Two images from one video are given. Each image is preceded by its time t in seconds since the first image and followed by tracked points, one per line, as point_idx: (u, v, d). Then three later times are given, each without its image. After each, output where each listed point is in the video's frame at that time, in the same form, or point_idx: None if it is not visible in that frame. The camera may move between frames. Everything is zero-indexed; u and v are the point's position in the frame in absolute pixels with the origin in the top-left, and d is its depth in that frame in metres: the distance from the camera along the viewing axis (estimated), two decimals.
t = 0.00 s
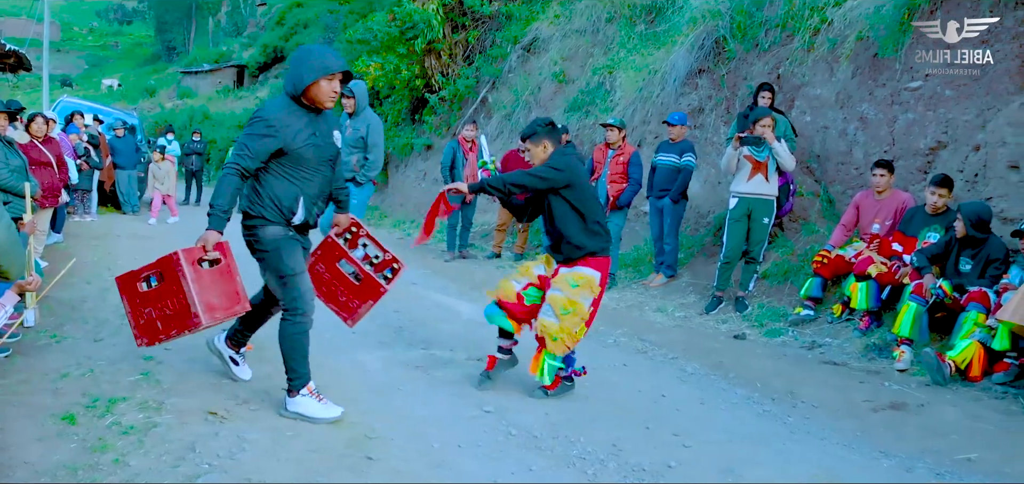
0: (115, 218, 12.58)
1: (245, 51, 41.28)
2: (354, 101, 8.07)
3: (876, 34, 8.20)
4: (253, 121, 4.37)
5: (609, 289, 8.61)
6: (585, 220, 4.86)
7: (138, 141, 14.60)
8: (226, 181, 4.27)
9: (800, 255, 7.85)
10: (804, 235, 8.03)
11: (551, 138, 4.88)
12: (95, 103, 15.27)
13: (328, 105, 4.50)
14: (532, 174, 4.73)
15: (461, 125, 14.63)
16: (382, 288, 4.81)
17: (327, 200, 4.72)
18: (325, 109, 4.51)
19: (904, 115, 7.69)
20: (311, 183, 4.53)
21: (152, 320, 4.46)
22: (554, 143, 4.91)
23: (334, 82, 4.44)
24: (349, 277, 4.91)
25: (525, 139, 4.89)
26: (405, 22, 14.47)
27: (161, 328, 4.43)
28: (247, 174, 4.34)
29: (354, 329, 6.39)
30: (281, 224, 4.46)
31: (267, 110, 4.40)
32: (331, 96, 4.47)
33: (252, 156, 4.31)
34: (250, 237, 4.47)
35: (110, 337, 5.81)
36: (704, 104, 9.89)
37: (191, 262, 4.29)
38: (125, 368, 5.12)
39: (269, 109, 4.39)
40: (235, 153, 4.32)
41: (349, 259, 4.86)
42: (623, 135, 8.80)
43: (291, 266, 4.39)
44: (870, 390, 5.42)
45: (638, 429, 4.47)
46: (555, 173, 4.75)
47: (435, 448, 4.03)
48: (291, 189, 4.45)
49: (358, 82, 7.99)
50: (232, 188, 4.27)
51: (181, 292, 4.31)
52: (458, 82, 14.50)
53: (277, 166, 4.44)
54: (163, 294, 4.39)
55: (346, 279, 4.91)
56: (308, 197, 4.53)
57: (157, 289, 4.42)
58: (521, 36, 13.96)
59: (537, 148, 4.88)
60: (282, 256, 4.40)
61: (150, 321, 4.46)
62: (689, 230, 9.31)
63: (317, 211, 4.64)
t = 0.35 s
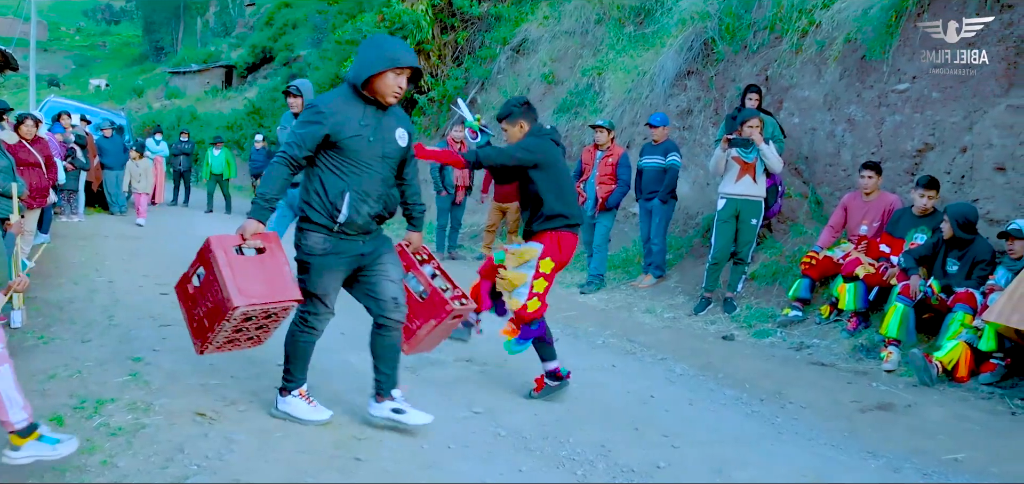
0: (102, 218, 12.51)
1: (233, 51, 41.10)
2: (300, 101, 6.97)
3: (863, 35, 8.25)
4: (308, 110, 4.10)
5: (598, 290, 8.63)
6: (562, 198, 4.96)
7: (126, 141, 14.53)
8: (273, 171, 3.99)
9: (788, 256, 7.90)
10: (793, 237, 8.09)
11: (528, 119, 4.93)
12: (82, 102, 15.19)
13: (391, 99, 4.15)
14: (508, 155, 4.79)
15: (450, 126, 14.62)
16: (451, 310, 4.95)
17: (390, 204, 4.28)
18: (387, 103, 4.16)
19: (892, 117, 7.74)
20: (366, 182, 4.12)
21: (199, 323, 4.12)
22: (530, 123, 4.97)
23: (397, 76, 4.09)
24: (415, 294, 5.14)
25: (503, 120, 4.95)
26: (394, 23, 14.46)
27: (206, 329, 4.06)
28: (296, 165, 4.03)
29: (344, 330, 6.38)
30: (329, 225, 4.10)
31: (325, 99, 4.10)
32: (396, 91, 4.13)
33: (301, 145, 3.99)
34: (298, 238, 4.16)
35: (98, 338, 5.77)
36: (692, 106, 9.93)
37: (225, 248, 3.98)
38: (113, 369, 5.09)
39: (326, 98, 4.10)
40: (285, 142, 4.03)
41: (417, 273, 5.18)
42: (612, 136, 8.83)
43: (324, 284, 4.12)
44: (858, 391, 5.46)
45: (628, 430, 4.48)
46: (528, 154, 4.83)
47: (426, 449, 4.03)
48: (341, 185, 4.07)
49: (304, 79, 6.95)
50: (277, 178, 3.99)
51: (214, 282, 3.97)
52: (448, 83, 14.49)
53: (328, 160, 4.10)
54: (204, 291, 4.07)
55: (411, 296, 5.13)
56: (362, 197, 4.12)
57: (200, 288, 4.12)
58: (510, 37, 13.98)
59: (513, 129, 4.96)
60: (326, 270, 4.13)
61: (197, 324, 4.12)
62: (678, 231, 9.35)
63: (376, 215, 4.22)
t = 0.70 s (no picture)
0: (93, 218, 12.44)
1: (225, 51, 40.93)
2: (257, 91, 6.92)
3: (854, 38, 8.31)
4: (413, 116, 3.83)
5: (590, 292, 8.65)
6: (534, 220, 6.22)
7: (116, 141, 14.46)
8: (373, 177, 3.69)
9: (779, 258, 7.93)
10: (784, 239, 8.12)
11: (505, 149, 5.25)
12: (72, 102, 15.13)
13: (504, 110, 3.83)
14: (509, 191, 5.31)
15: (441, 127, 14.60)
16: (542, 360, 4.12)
17: (493, 224, 3.90)
18: (498, 115, 3.85)
19: (882, 119, 7.78)
20: (470, 196, 3.77)
21: (298, 336, 3.79)
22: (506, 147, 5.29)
23: (508, 85, 3.79)
24: (504, 339, 4.27)
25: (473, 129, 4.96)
26: (386, 23, 14.45)
27: (307, 343, 3.72)
28: (397, 172, 3.74)
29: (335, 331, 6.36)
30: (428, 239, 3.74)
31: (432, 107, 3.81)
32: (506, 101, 3.81)
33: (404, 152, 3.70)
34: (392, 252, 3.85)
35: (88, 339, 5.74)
36: (684, 108, 9.96)
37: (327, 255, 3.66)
38: (104, 369, 5.07)
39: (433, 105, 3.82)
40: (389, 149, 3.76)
41: (510, 317, 4.29)
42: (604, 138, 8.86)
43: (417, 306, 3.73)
44: (848, 392, 5.48)
45: (620, 431, 4.48)
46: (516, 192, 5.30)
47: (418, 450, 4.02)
48: (443, 197, 3.74)
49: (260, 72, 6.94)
50: (381, 185, 3.71)
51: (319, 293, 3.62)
52: (440, 84, 14.49)
53: (430, 169, 3.78)
54: (304, 302, 3.72)
55: (500, 340, 4.29)
56: (465, 213, 3.76)
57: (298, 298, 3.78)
58: (502, 38, 13.98)
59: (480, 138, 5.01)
60: (419, 288, 3.73)
61: (296, 337, 3.79)
62: (670, 232, 9.37)
63: (478, 233, 3.85)
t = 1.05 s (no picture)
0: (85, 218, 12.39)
1: (218, 51, 40.78)
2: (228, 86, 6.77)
3: (848, 41, 8.34)
4: (523, 132, 3.58)
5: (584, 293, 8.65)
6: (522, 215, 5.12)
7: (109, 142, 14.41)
8: (498, 202, 3.44)
9: (773, 260, 7.96)
10: (777, 241, 8.14)
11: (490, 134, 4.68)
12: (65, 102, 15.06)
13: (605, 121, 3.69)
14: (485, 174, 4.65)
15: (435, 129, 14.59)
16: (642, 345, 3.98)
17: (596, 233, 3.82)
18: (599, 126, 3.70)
19: (876, 122, 7.80)
20: (584, 211, 3.65)
21: (444, 379, 3.70)
22: (492, 136, 4.76)
23: (611, 98, 3.64)
24: (597, 339, 4.07)
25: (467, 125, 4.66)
26: (380, 25, 14.43)
27: (459, 385, 3.65)
28: (519, 193, 3.50)
29: (329, 332, 6.34)
30: (557, 259, 3.61)
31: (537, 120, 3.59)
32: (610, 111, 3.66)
33: (528, 172, 3.48)
34: (518, 278, 3.62)
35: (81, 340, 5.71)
36: (678, 110, 9.97)
37: (480, 295, 3.49)
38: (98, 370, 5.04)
39: (540, 121, 3.59)
40: (506, 169, 3.50)
41: (601, 315, 4.07)
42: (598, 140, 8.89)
43: (569, 318, 3.60)
44: (842, 394, 5.49)
45: (614, 433, 4.48)
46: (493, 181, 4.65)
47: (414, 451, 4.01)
48: (565, 215, 3.60)
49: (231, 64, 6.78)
50: (505, 210, 3.43)
51: (476, 338, 3.51)
52: (433, 85, 14.48)
53: (546, 186, 3.58)
54: (452, 345, 3.61)
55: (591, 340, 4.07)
56: (581, 228, 3.67)
57: (441, 341, 3.65)
58: (496, 40, 13.99)
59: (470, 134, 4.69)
60: (561, 307, 3.60)
61: (443, 379, 3.69)
62: (663, 234, 9.39)
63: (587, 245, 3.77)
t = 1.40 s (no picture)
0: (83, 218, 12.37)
1: (217, 51, 40.73)
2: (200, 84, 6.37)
3: (848, 44, 8.35)
4: (678, 156, 3.48)
5: (583, 295, 8.62)
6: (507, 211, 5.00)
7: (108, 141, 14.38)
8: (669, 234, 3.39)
9: (772, 263, 7.96)
10: (776, 243, 8.16)
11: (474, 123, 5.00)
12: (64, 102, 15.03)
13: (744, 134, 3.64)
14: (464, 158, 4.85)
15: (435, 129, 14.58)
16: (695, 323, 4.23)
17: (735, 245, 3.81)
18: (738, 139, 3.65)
19: (876, 125, 7.80)
20: (734, 228, 3.64)
21: (652, 426, 3.49)
22: (475, 128, 5.03)
23: (750, 109, 3.57)
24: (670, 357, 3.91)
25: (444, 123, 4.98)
26: (379, 25, 14.42)
27: (670, 427, 3.48)
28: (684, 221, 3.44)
29: (328, 333, 6.33)
30: (710, 281, 3.57)
31: (688, 141, 3.52)
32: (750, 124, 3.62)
33: (693, 200, 3.42)
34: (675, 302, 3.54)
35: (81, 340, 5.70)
36: (677, 112, 9.97)
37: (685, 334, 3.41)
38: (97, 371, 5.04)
39: (687, 142, 3.52)
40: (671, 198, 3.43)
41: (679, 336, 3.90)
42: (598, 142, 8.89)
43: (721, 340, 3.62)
44: (841, 396, 5.49)
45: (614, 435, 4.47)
46: (478, 164, 4.85)
47: (413, 452, 4.01)
48: (720, 236, 3.56)
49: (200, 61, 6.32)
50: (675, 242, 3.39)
51: (690, 378, 3.39)
52: (433, 86, 14.48)
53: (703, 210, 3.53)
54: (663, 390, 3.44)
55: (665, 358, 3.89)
56: (731, 245, 3.66)
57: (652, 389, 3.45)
58: (496, 41, 14.00)
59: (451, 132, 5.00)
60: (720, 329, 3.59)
61: (652, 426, 3.48)
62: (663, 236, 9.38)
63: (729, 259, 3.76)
